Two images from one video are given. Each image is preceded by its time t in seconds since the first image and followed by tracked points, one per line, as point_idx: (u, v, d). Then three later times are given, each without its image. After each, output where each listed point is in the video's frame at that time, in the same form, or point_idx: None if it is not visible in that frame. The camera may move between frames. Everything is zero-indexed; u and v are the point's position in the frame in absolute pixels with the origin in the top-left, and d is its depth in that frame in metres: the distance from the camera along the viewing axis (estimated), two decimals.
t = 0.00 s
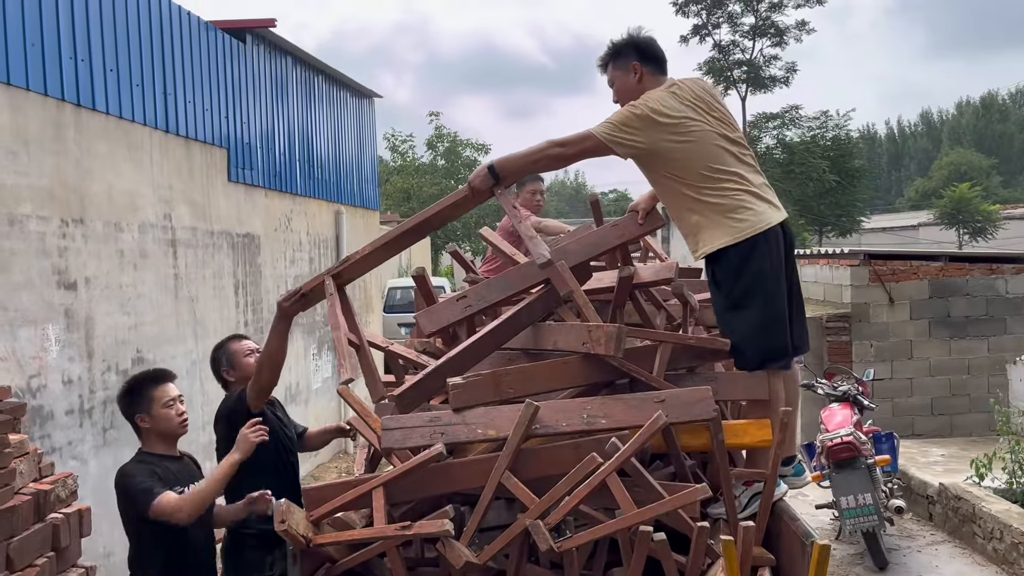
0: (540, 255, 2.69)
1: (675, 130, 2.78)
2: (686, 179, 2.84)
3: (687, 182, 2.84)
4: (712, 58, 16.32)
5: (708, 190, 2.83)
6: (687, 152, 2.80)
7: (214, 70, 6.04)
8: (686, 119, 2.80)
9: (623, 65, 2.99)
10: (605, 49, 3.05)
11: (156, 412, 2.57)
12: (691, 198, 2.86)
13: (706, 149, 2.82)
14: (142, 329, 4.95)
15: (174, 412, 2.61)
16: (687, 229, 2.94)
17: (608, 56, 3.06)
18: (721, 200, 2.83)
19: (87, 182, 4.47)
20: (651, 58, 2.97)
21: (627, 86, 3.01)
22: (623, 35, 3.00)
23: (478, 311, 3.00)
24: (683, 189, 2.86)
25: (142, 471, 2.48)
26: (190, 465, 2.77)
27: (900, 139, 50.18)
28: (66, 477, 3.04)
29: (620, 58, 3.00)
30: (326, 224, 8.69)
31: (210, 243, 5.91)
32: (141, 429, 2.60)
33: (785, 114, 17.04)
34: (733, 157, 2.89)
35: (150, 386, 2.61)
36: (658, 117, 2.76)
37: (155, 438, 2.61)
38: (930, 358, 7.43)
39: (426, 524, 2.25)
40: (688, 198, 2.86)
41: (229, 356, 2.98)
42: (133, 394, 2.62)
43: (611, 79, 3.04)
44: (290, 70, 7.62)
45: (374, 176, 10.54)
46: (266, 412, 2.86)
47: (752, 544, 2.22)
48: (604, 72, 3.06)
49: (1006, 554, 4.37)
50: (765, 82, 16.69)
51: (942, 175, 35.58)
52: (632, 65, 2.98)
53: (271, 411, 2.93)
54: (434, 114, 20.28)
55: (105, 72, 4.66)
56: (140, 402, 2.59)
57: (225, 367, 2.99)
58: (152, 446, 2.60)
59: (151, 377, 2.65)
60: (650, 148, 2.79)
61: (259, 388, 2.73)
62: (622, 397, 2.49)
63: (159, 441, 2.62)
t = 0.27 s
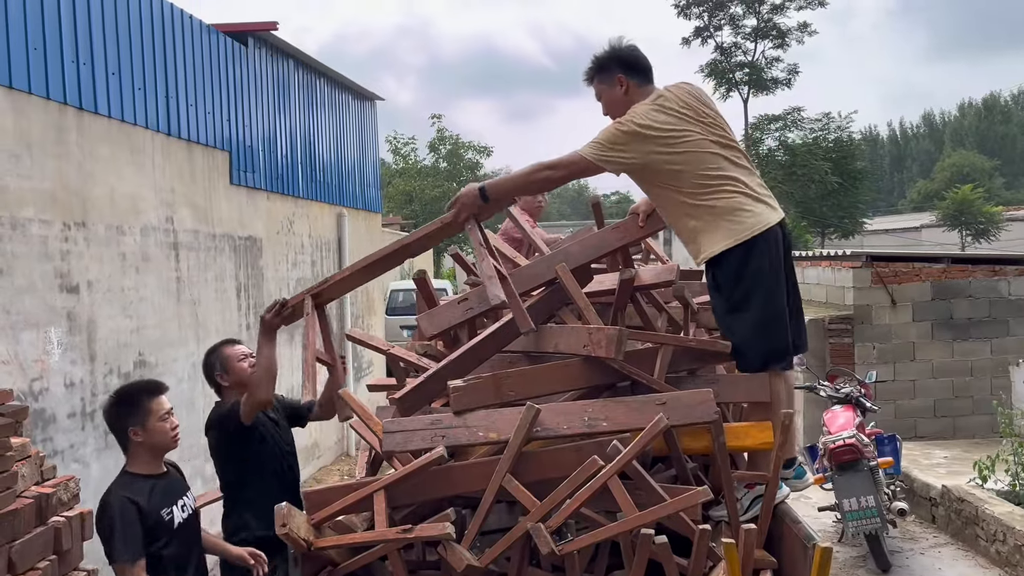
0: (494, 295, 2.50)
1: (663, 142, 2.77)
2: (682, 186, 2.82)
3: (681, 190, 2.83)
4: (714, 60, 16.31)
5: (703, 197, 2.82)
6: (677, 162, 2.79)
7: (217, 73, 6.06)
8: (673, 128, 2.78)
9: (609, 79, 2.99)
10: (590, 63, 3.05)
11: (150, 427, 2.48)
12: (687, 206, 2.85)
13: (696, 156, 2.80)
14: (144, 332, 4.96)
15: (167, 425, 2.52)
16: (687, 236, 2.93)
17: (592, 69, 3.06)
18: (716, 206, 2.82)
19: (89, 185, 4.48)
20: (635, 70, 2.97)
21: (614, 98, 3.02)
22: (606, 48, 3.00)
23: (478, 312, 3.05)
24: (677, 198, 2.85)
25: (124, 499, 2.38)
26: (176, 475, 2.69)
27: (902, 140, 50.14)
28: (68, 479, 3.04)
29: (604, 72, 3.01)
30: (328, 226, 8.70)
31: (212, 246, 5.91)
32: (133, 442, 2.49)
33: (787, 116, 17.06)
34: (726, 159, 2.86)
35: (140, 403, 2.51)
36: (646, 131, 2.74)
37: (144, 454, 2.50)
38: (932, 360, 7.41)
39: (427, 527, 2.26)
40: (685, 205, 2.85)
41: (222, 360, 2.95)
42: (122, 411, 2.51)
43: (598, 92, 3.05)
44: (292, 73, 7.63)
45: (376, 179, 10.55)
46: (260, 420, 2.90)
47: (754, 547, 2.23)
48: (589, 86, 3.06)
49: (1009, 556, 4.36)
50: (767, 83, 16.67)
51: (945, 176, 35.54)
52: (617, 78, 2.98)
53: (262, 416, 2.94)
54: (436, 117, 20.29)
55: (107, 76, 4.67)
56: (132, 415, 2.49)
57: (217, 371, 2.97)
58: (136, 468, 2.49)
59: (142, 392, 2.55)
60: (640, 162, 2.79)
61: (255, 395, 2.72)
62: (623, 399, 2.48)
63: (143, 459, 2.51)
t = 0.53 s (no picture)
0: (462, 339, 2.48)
1: (677, 142, 2.78)
2: (693, 189, 2.84)
3: (697, 190, 2.83)
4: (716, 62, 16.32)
5: (718, 195, 2.83)
6: (692, 161, 2.81)
7: (218, 76, 6.07)
8: (686, 128, 2.80)
9: (611, 84, 2.97)
10: (589, 68, 3.03)
11: (133, 440, 2.38)
12: (703, 205, 2.85)
13: (709, 154, 2.82)
14: (145, 335, 4.96)
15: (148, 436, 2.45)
16: (698, 237, 2.94)
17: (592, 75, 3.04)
18: (731, 203, 2.82)
19: (91, 188, 4.48)
20: (636, 74, 2.96)
21: (616, 103, 3.01)
22: (607, 52, 2.98)
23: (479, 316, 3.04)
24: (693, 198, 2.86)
25: (107, 516, 2.28)
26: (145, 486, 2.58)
27: (905, 142, 50.12)
28: (68, 483, 3.04)
29: (605, 79, 2.98)
30: (330, 229, 8.70)
31: (213, 248, 5.92)
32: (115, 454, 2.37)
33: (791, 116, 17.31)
34: (736, 157, 2.89)
35: (119, 416, 2.40)
36: (657, 136, 2.77)
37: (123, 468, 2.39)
38: (935, 362, 7.40)
39: (427, 529, 2.25)
40: (696, 207, 2.86)
41: (215, 365, 3.00)
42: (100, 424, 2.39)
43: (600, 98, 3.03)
44: (294, 76, 7.65)
45: (378, 181, 10.57)
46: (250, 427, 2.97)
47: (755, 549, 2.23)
48: (590, 91, 3.04)
49: (1011, 559, 4.35)
50: (769, 86, 16.67)
51: (947, 178, 35.51)
52: (620, 83, 2.96)
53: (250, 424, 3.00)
54: (438, 119, 20.30)
55: (108, 79, 4.68)
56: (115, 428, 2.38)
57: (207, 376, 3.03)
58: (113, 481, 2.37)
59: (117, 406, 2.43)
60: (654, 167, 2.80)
61: (250, 452, 2.76)
62: (623, 402, 2.48)
63: (119, 473, 2.40)
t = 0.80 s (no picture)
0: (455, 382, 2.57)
1: (697, 144, 2.78)
2: (706, 193, 2.84)
3: (712, 193, 2.83)
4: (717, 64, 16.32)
5: (734, 199, 2.83)
6: (709, 164, 2.81)
7: (220, 78, 6.06)
8: (705, 130, 2.80)
9: (627, 81, 2.90)
10: (602, 63, 2.95)
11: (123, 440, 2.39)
12: (716, 208, 2.86)
13: (727, 158, 2.81)
14: (146, 337, 4.97)
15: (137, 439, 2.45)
16: (710, 241, 2.95)
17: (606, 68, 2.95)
18: (745, 206, 2.83)
19: (93, 191, 4.49)
20: (653, 72, 2.89)
21: (630, 101, 2.94)
22: (624, 47, 2.91)
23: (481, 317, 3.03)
24: (707, 200, 2.86)
25: (103, 517, 2.29)
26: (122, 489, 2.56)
27: (906, 145, 50.12)
28: (70, 484, 3.04)
29: (621, 75, 2.90)
30: (331, 231, 8.70)
31: (215, 250, 5.92)
32: (107, 455, 2.37)
33: (791, 120, 16.97)
34: (750, 160, 2.89)
35: (104, 418, 2.40)
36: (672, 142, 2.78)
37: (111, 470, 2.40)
38: (936, 365, 7.39)
39: (428, 532, 2.25)
40: (709, 211, 2.87)
41: (217, 365, 3.02)
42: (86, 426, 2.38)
43: (613, 93, 2.95)
44: (295, 78, 7.65)
45: (379, 184, 10.57)
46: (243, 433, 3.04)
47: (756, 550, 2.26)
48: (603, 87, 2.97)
49: (1014, 561, 4.34)
50: (770, 88, 16.67)
51: (949, 181, 35.52)
52: (636, 80, 2.89)
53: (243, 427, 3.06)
54: (439, 121, 20.29)
55: (110, 81, 4.68)
56: (102, 429, 2.38)
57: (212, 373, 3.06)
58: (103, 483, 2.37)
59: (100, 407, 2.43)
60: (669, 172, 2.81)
61: (219, 479, 2.85)
62: (625, 403, 2.48)
63: (109, 475, 2.40)
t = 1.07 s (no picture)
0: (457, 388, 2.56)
1: (710, 144, 2.80)
2: (713, 192, 2.86)
3: (718, 193, 2.85)
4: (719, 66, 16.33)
5: (739, 200, 2.84)
6: (719, 163, 2.82)
7: (221, 80, 6.07)
8: (721, 130, 2.81)
9: (651, 73, 2.93)
10: (628, 50, 2.97)
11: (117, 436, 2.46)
12: (720, 208, 2.87)
13: (738, 159, 2.82)
14: (147, 338, 4.97)
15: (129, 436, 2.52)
16: (713, 240, 2.96)
17: (630, 53, 2.96)
18: (749, 209, 2.84)
19: (94, 192, 4.49)
20: (677, 66, 2.92)
21: (651, 91, 2.96)
22: (652, 37, 2.92)
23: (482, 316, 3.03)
24: (712, 200, 2.87)
25: (103, 508, 2.34)
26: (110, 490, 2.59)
27: (907, 147, 50.11)
28: (71, 485, 3.04)
29: (646, 65, 2.92)
30: (332, 233, 8.71)
31: (216, 252, 5.92)
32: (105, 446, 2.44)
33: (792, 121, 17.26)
34: (762, 164, 2.90)
35: (98, 413, 2.46)
36: (685, 140, 2.81)
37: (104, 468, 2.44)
38: (938, 366, 7.39)
39: (429, 533, 2.25)
40: (714, 210, 2.89)
41: (216, 366, 3.03)
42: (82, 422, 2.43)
43: (635, 80, 2.97)
44: (297, 79, 7.66)
45: (380, 186, 10.57)
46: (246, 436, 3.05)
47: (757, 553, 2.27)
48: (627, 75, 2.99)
49: (1015, 563, 4.33)
50: (771, 90, 16.68)
51: (950, 183, 35.52)
52: (660, 72, 2.92)
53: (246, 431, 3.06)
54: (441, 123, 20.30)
55: (112, 83, 4.68)
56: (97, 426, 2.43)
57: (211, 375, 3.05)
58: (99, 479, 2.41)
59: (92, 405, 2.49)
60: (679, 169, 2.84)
61: (238, 481, 2.83)
62: (626, 405, 2.48)
63: (104, 470, 2.44)
